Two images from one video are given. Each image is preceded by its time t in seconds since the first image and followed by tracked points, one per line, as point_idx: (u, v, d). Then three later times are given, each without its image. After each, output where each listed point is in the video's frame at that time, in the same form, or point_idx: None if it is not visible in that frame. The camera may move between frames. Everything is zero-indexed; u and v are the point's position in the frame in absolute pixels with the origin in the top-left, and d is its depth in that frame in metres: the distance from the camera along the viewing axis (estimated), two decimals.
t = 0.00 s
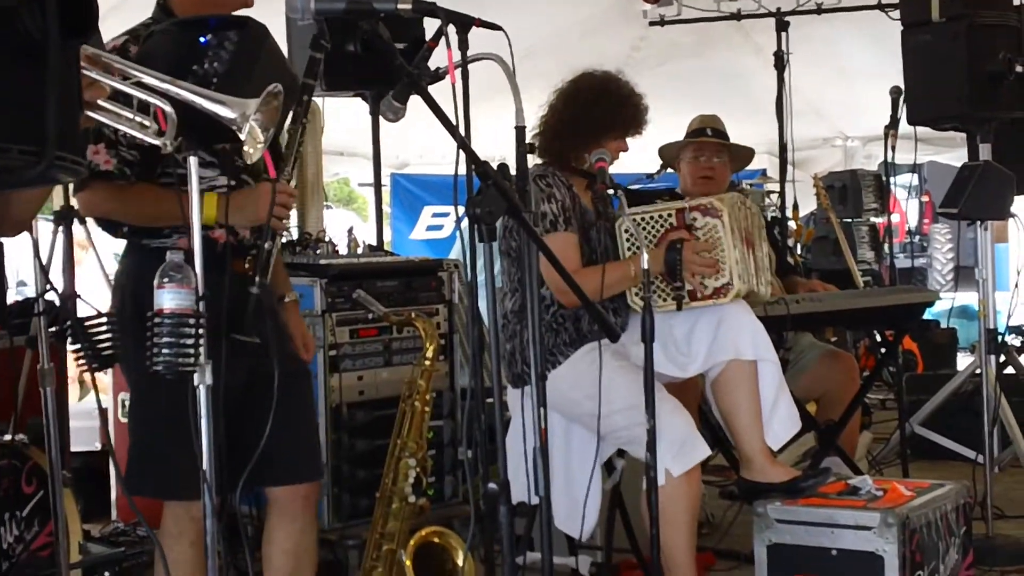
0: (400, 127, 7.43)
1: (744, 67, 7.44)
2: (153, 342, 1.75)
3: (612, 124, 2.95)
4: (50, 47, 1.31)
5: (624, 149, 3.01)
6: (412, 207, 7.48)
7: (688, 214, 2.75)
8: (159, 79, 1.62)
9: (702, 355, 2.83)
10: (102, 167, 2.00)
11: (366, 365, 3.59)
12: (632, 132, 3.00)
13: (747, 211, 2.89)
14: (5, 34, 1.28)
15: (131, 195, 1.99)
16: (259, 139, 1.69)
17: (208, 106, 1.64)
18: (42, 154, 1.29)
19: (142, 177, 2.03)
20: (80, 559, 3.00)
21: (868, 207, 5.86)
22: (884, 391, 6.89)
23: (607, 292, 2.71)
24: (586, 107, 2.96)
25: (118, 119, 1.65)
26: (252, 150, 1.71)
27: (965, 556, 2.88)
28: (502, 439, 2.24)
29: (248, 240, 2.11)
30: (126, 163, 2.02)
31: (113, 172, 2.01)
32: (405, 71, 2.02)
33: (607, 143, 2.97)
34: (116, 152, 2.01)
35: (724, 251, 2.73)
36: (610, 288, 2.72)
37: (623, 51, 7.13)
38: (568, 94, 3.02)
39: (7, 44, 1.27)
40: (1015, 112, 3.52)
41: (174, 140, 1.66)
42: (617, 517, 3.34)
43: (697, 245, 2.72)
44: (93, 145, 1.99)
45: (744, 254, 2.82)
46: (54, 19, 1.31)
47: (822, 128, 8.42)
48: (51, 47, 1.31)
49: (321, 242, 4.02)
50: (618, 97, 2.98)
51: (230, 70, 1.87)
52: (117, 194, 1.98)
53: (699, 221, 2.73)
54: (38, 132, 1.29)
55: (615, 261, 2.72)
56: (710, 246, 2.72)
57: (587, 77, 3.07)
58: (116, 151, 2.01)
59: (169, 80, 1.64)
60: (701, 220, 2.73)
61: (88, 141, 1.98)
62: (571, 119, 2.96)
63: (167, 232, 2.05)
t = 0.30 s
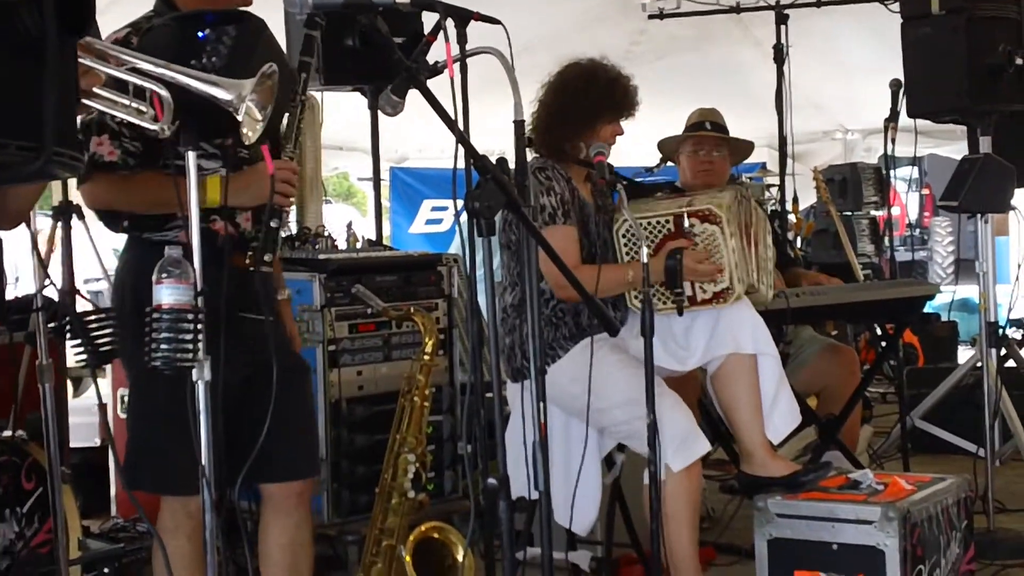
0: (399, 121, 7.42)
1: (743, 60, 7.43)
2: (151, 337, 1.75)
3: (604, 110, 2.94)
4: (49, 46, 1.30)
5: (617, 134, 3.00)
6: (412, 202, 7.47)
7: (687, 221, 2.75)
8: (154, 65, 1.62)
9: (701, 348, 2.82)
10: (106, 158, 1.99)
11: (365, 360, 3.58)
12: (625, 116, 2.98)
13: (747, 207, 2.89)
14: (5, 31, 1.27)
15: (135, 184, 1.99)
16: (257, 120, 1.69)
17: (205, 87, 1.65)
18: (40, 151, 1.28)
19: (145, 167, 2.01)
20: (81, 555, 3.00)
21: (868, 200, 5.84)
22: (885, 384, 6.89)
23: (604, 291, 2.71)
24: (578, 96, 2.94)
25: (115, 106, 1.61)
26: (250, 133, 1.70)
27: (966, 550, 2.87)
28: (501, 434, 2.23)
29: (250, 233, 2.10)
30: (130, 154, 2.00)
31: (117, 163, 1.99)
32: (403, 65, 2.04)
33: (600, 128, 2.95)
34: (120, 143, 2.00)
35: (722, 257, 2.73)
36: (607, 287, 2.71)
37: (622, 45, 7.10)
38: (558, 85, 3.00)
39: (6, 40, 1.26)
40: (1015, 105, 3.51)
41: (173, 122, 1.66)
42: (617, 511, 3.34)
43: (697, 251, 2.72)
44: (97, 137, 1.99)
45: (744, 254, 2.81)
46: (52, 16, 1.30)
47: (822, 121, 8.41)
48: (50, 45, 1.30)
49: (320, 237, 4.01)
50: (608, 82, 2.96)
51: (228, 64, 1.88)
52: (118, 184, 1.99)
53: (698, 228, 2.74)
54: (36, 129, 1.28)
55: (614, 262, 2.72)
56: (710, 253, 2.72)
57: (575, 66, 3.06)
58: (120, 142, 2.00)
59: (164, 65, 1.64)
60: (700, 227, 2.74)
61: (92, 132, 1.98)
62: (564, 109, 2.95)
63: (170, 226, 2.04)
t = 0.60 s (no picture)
0: (399, 118, 7.41)
1: (743, 58, 7.42)
2: (150, 334, 1.74)
3: (609, 113, 2.94)
4: (45, 39, 1.29)
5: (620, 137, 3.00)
6: (411, 199, 7.46)
7: (682, 242, 2.77)
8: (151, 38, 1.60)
9: (700, 347, 2.81)
10: (106, 159, 1.97)
11: (365, 357, 3.58)
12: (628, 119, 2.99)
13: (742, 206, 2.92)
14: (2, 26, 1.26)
15: (140, 192, 1.99)
16: (257, 81, 1.70)
17: (206, 54, 1.63)
18: (37, 146, 1.28)
19: (147, 171, 2.00)
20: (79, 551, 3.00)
21: (868, 198, 5.82)
22: (885, 381, 6.89)
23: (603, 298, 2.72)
24: (586, 97, 2.94)
25: (113, 83, 1.60)
26: (252, 95, 1.71)
27: (965, 548, 2.87)
28: (500, 431, 2.23)
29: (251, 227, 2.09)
30: (131, 155, 1.99)
31: (117, 165, 1.98)
32: (401, 61, 2.00)
33: (604, 130, 2.95)
34: (122, 146, 1.97)
35: (718, 275, 2.74)
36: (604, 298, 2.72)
37: (621, 42, 7.10)
38: (563, 85, 3.00)
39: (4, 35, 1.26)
40: (1016, 103, 3.51)
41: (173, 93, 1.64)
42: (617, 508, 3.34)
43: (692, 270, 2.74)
44: (98, 137, 1.97)
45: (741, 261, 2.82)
46: (50, 9, 1.29)
47: (822, 118, 8.41)
48: (47, 40, 1.29)
49: (319, 233, 4.01)
50: (614, 85, 2.97)
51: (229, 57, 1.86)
52: (119, 186, 1.99)
53: (693, 249, 2.76)
54: (33, 123, 1.28)
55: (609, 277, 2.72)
56: (705, 273, 2.73)
57: (580, 66, 3.05)
58: (121, 143, 1.97)
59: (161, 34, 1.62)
60: (695, 248, 2.76)
61: (94, 133, 1.96)
62: (570, 109, 2.94)
63: (170, 223, 2.05)
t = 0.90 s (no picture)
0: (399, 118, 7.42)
1: (743, 59, 7.42)
2: (150, 333, 1.75)
3: (608, 114, 2.94)
4: (47, 37, 1.29)
5: (620, 138, 3.00)
6: (411, 199, 7.47)
7: (672, 201, 2.77)
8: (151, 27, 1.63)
9: (699, 346, 2.82)
10: (114, 152, 2.00)
11: (364, 357, 3.58)
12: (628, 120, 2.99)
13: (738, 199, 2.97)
14: (3, 25, 1.26)
15: (138, 184, 2.00)
16: (258, 68, 1.72)
17: (204, 42, 1.66)
18: (40, 146, 1.28)
19: (152, 164, 2.02)
20: (79, 550, 3.01)
21: (867, 199, 5.81)
22: (884, 382, 6.90)
23: (602, 270, 2.72)
24: (584, 97, 2.94)
25: (116, 73, 1.62)
26: (253, 83, 1.74)
27: (963, 549, 2.88)
28: (499, 431, 2.23)
29: (251, 225, 2.11)
30: (137, 148, 2.02)
31: (124, 157, 2.01)
32: (402, 61, 2.01)
33: (603, 130, 2.95)
34: (128, 137, 2.00)
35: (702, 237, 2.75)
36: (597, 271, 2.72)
37: (621, 42, 7.11)
38: (564, 85, 3.00)
39: (5, 35, 1.26)
40: (1015, 104, 3.51)
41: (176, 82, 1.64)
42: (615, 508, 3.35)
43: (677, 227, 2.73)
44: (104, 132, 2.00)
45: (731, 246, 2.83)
46: (51, 8, 1.29)
47: (821, 119, 8.41)
48: (49, 39, 1.29)
49: (319, 233, 4.01)
50: (613, 85, 2.97)
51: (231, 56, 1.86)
52: (124, 181, 2.00)
53: (682, 208, 2.76)
54: (35, 122, 1.28)
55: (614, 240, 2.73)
56: (691, 232, 2.73)
57: (579, 68, 3.06)
58: (127, 136, 2.00)
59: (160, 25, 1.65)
60: (685, 207, 2.76)
61: (100, 126, 1.99)
62: (569, 110, 2.94)
63: (172, 220, 2.05)
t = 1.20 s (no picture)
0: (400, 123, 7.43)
1: (744, 63, 7.42)
2: (153, 340, 1.75)
3: (612, 123, 2.95)
4: (50, 45, 1.30)
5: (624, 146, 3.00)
6: (413, 204, 7.48)
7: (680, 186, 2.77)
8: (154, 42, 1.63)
9: (702, 351, 2.83)
10: (111, 164, 2.00)
11: (367, 363, 3.59)
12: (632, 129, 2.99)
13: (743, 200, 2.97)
14: (5, 32, 1.26)
15: (137, 195, 2.00)
16: (258, 86, 1.71)
17: (204, 61, 1.65)
18: (43, 154, 1.28)
19: (152, 176, 2.01)
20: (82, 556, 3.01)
21: (869, 203, 5.82)
22: (886, 386, 6.90)
23: (602, 266, 2.67)
24: (589, 105, 2.95)
25: (118, 87, 1.64)
26: (253, 100, 1.73)
27: (966, 555, 2.87)
28: (501, 437, 2.23)
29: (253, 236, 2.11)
30: (135, 161, 2.00)
31: (122, 170, 2.00)
32: (404, 68, 2.00)
33: (607, 138, 2.96)
34: (125, 150, 2.00)
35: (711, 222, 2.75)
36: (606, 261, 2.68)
37: (623, 48, 7.12)
38: (569, 90, 3.01)
39: (6, 42, 1.26)
40: (1016, 109, 3.51)
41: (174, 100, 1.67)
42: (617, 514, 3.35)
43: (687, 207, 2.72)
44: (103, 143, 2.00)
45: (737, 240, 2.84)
46: (55, 16, 1.30)
47: (822, 123, 8.42)
48: (52, 47, 1.29)
49: (322, 239, 4.02)
50: (617, 93, 2.97)
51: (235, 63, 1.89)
52: (123, 192, 2.00)
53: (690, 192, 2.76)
54: (39, 130, 1.28)
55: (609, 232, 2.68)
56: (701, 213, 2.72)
57: (585, 73, 3.06)
58: (125, 148, 2.00)
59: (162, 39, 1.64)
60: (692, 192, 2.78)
61: (98, 139, 1.99)
62: (574, 116, 2.95)
63: (174, 229, 2.05)
